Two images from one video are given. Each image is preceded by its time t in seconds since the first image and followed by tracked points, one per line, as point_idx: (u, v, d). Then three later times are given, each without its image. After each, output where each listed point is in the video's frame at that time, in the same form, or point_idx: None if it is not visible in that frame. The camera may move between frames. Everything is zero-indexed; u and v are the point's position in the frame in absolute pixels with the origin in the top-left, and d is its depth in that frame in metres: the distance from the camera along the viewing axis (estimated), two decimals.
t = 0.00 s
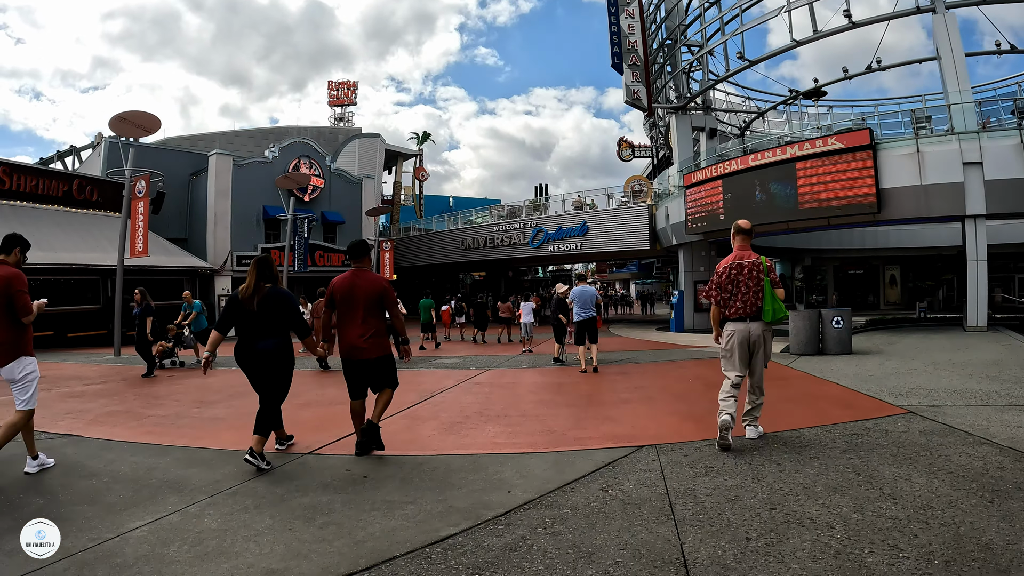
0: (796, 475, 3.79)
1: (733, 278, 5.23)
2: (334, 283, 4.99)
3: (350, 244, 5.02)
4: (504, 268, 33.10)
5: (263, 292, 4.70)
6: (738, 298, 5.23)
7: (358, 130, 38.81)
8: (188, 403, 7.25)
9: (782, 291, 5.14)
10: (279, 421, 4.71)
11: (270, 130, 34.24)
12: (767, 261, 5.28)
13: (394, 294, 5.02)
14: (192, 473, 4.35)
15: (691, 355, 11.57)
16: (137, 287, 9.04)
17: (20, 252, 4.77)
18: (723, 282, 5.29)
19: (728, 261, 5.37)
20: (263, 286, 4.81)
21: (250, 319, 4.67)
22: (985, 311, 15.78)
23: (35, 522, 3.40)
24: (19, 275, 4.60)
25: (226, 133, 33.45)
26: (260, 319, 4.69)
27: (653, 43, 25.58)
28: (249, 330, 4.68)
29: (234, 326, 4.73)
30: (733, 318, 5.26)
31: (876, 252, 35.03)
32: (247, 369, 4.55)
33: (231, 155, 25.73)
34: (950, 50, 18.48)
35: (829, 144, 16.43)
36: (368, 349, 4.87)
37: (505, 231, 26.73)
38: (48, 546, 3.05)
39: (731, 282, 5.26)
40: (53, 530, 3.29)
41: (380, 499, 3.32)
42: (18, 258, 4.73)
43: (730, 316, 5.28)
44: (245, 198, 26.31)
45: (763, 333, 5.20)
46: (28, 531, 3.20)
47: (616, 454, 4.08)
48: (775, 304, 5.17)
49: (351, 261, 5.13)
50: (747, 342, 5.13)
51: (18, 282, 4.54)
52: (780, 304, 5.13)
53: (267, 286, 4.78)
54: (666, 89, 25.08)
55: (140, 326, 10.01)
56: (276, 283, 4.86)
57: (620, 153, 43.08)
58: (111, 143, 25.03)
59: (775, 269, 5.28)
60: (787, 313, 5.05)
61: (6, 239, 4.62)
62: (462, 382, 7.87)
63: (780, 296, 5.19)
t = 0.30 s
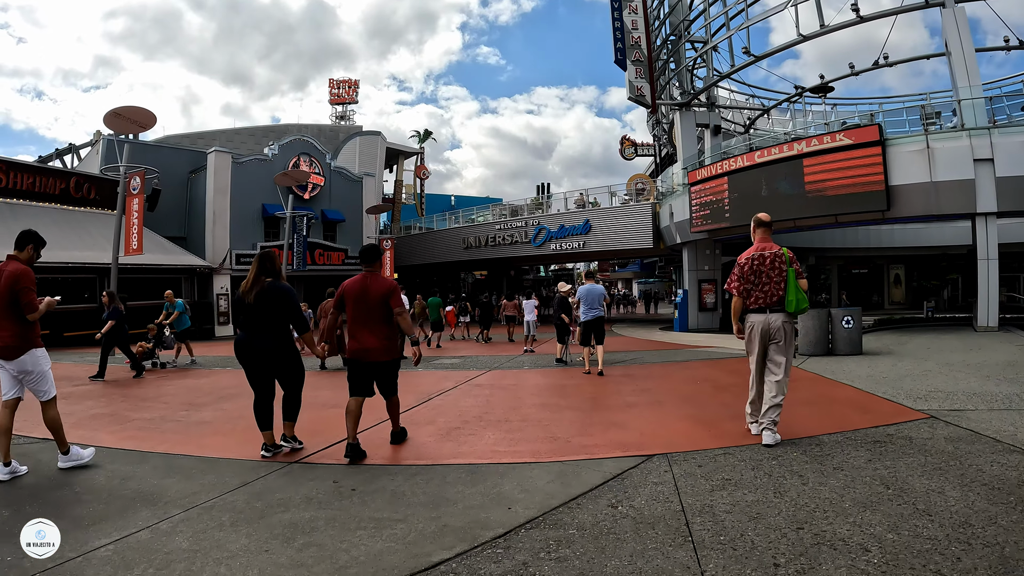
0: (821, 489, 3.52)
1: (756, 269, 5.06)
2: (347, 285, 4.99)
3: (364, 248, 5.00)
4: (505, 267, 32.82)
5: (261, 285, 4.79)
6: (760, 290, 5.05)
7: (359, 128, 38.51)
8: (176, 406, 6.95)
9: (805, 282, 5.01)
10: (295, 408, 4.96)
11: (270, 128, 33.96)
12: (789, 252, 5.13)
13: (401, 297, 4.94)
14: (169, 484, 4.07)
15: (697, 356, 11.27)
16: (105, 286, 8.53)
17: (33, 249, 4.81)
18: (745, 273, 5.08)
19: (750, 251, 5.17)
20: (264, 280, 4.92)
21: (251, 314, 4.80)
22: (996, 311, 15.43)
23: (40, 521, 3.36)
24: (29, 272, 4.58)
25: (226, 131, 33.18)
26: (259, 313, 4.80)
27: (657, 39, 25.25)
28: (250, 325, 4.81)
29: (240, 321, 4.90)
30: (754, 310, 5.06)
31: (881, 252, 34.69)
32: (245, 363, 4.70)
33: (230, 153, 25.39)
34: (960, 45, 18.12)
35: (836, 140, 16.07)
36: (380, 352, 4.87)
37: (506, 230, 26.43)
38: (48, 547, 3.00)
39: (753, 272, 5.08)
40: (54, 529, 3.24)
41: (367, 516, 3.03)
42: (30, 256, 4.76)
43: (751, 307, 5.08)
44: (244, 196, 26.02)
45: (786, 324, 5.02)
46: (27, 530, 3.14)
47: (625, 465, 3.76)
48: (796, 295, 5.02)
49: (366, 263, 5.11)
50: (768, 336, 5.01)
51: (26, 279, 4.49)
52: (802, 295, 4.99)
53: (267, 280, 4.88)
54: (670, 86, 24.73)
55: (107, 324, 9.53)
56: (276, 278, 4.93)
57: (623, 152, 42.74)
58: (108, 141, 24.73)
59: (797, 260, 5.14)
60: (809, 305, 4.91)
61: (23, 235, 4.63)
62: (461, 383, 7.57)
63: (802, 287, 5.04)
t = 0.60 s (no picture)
0: (847, 508, 3.25)
1: (766, 278, 5.27)
2: (352, 284, 5.14)
3: (369, 245, 5.22)
4: (507, 267, 32.55)
5: (271, 292, 4.78)
6: (772, 298, 5.22)
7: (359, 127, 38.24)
8: (164, 410, 6.68)
9: (814, 291, 5.18)
10: (302, 413, 4.99)
11: (270, 126, 33.70)
12: (800, 262, 5.29)
13: (412, 294, 5.21)
14: (145, 497, 3.80)
15: (702, 358, 10.99)
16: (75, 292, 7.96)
17: (51, 251, 4.93)
18: (757, 283, 5.31)
19: (761, 262, 5.43)
20: (273, 286, 4.91)
21: (260, 320, 4.78)
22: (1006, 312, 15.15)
23: (43, 521, 3.36)
24: (49, 275, 4.77)
25: (225, 130, 32.94)
26: (268, 319, 4.78)
27: (660, 37, 24.93)
28: (258, 330, 4.79)
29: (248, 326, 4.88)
30: (767, 318, 5.24)
31: (885, 252, 34.38)
32: (252, 369, 4.67)
33: (229, 151, 25.09)
34: (969, 41, 17.81)
35: (844, 137, 15.77)
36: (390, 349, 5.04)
37: (507, 229, 26.16)
38: (48, 547, 2.99)
39: (765, 282, 5.29)
40: (56, 529, 3.24)
41: (352, 539, 2.77)
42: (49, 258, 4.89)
43: (764, 316, 5.26)
44: (243, 195, 25.73)
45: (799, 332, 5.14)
46: (28, 530, 3.15)
47: (633, 480, 3.49)
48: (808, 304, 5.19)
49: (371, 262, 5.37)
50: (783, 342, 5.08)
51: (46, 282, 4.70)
52: (813, 303, 5.13)
53: (276, 286, 4.85)
54: (673, 84, 24.42)
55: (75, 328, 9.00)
56: (286, 284, 4.92)
57: (625, 151, 42.45)
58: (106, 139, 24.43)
59: (808, 270, 5.28)
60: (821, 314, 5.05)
61: (37, 239, 4.77)
62: (460, 387, 7.30)
63: (812, 296, 5.19)
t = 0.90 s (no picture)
0: (877, 530, 2.98)
1: (779, 271, 5.08)
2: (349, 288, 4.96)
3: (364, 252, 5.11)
4: (507, 266, 32.21)
5: (277, 285, 4.80)
6: (785, 291, 5.05)
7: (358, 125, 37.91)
8: (147, 414, 6.36)
9: (825, 282, 5.05)
10: (288, 415, 4.80)
11: (268, 124, 33.38)
12: (810, 255, 5.17)
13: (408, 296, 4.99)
14: (109, 512, 3.48)
15: (707, 359, 10.67)
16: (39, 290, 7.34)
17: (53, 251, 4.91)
18: (769, 275, 5.12)
19: (771, 255, 5.22)
20: (278, 282, 4.92)
21: (265, 313, 4.79)
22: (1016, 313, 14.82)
23: (39, 522, 3.32)
24: (56, 273, 4.74)
25: (222, 127, 32.63)
26: (274, 312, 4.80)
27: (662, 33, 24.59)
28: (264, 322, 4.80)
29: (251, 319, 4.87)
30: (780, 311, 5.06)
31: (888, 252, 34.08)
32: (261, 361, 4.70)
33: (225, 148, 24.73)
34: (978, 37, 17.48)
35: (851, 134, 15.37)
36: (383, 349, 4.82)
37: (507, 228, 25.86)
38: (47, 547, 2.97)
39: (776, 275, 5.10)
40: (53, 530, 3.20)
41: (328, 566, 2.47)
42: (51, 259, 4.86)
43: (777, 309, 5.08)
44: (240, 193, 25.39)
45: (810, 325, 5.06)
46: (27, 531, 3.12)
47: (642, 498, 3.19)
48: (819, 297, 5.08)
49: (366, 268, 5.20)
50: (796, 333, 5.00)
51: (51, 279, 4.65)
52: (825, 295, 5.02)
53: (281, 281, 4.87)
54: (675, 81, 24.09)
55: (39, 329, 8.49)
56: (290, 279, 4.95)
57: (626, 150, 42.12)
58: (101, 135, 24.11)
59: (818, 262, 5.17)
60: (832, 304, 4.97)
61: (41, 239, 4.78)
62: (457, 390, 6.99)
63: (824, 288, 5.07)
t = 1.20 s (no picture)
0: (913, 557, 2.72)
1: (796, 279, 5.15)
2: (351, 285, 5.10)
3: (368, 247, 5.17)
4: (507, 266, 31.93)
5: (280, 294, 4.90)
6: (801, 298, 5.12)
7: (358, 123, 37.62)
8: (133, 420, 6.10)
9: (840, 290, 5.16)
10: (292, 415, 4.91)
11: (267, 122, 33.10)
12: (826, 264, 5.26)
13: (408, 295, 5.18)
14: (77, 531, 3.22)
15: (713, 361, 10.41)
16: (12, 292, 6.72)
17: (62, 253, 5.02)
18: (786, 283, 5.17)
19: (788, 264, 5.30)
20: (281, 288, 5.01)
21: (269, 320, 4.90)
22: None
23: (42, 521, 3.36)
24: (64, 274, 4.81)
25: (221, 125, 32.37)
26: (278, 319, 4.92)
27: (665, 30, 24.25)
28: (268, 329, 4.91)
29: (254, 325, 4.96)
30: (798, 317, 5.10)
31: (892, 252, 33.79)
32: (266, 366, 4.82)
33: (223, 146, 24.46)
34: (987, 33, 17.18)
35: (859, 131, 15.01)
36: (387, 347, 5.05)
37: (508, 227, 25.60)
38: (48, 547, 3.00)
39: (794, 282, 5.16)
40: (55, 528, 3.24)
41: None
42: (61, 260, 4.96)
43: (795, 316, 5.11)
44: (239, 192, 25.09)
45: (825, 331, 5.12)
46: (29, 530, 3.14)
47: (656, 519, 2.93)
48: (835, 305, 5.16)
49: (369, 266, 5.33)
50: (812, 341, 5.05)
51: (60, 280, 4.75)
52: (841, 304, 5.11)
53: (283, 288, 4.96)
54: (678, 78, 23.78)
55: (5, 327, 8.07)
56: (292, 285, 5.02)
57: (627, 149, 41.83)
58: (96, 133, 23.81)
59: (834, 272, 5.25)
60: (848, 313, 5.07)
61: (51, 240, 4.88)
62: (456, 394, 6.72)
63: (840, 297, 5.17)
